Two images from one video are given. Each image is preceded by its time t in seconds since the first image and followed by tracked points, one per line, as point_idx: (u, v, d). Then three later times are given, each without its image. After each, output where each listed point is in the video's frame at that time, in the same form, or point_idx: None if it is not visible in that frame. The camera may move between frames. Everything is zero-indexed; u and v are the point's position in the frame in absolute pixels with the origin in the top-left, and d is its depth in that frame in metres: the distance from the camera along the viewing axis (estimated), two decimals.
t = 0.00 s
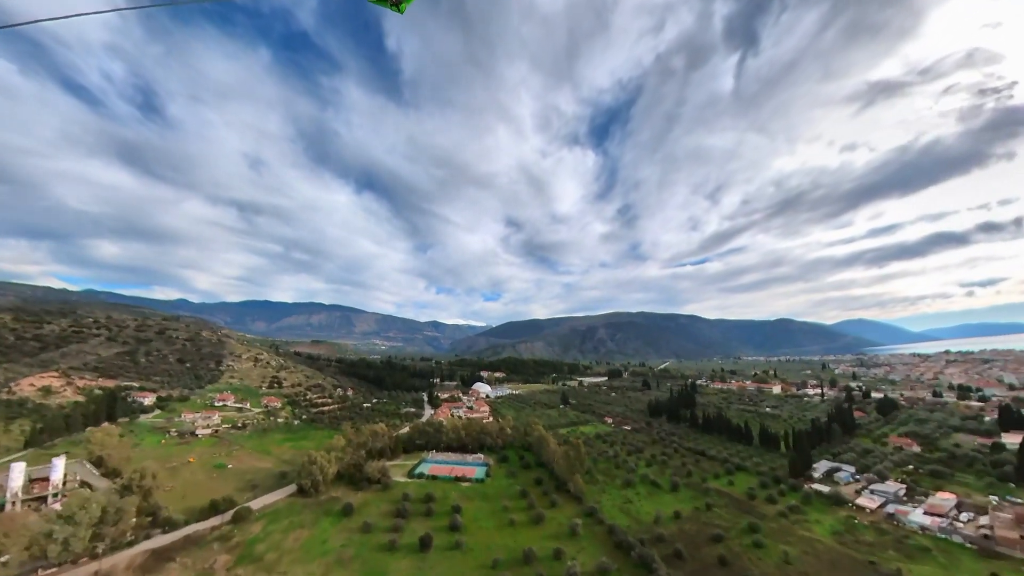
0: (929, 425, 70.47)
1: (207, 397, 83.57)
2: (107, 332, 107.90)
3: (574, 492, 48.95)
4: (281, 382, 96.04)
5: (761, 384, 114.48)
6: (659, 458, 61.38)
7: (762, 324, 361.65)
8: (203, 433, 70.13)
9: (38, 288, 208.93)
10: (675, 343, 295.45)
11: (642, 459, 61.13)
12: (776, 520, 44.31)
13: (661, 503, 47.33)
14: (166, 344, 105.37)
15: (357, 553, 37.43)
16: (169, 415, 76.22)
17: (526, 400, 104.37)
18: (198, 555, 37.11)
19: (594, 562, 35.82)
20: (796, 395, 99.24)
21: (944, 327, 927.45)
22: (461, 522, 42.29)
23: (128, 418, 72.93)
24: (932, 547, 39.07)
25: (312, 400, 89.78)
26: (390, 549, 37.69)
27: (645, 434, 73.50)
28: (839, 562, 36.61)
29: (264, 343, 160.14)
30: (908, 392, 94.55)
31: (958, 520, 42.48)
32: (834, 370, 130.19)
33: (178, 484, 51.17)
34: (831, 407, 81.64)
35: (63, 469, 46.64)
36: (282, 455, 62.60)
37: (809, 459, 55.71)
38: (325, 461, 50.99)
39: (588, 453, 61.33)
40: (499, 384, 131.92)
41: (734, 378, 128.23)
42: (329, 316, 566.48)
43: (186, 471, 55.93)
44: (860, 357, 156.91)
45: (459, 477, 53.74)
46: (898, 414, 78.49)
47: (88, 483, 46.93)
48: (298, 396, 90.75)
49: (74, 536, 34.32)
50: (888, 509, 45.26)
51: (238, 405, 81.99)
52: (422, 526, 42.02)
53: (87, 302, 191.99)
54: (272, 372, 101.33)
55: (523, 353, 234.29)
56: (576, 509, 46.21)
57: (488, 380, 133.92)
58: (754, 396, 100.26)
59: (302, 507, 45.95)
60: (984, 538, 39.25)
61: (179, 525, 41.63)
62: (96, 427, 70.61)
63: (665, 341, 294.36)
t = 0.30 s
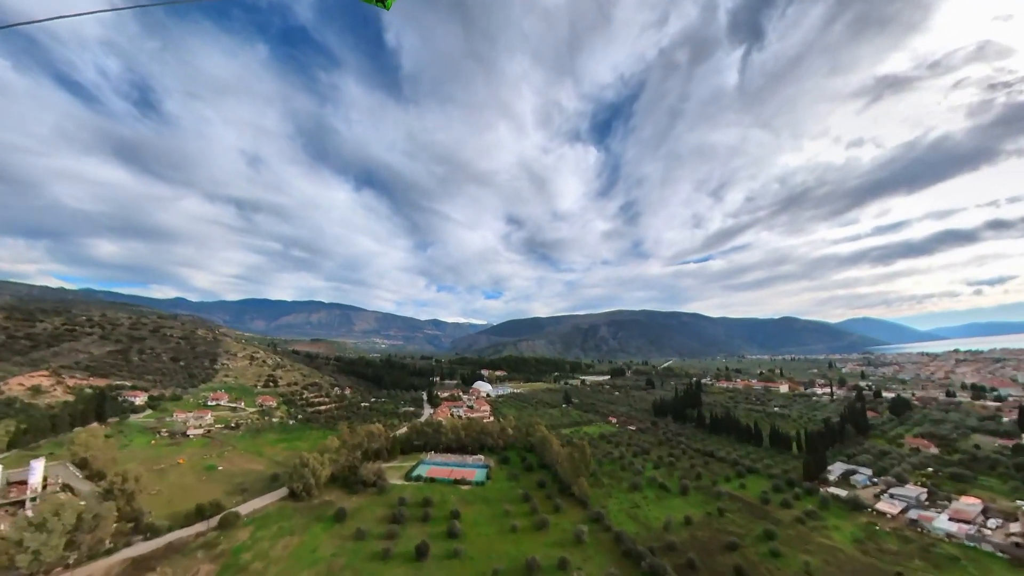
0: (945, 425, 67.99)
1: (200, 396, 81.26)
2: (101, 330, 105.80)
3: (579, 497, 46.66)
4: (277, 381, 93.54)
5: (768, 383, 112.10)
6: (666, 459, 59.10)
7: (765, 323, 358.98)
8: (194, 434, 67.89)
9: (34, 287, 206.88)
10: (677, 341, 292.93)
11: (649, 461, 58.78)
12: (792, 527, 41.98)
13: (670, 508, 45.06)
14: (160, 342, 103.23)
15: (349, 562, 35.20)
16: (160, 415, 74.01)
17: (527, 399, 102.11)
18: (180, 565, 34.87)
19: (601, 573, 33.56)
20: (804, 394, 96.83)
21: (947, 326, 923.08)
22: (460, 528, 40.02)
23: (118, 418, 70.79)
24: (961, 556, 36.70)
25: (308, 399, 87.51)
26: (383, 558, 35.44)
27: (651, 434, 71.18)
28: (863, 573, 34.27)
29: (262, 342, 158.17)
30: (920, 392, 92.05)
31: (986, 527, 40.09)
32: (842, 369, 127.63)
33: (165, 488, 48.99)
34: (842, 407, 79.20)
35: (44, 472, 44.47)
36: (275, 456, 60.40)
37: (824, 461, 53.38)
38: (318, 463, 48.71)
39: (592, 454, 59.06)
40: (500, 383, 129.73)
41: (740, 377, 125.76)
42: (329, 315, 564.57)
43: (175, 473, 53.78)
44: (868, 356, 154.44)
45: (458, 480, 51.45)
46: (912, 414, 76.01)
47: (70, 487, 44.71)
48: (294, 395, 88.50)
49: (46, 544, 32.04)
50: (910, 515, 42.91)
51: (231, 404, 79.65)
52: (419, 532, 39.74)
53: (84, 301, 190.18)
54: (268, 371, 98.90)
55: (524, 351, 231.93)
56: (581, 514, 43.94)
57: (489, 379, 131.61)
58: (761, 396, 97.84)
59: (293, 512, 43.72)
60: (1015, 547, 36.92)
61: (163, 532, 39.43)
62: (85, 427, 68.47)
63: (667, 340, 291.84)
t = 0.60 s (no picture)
0: (962, 426, 65.58)
1: (193, 396, 78.91)
2: (94, 329, 103.73)
3: (585, 501, 44.42)
4: (273, 379, 91.09)
5: (775, 382, 109.60)
6: (674, 461, 56.91)
7: (769, 321, 356.01)
8: (186, 434, 65.71)
9: (31, 286, 204.83)
10: (680, 340, 290.29)
11: (656, 462, 56.52)
12: (810, 534, 39.73)
13: (680, 513, 42.86)
14: (154, 340, 101.07)
15: (340, 572, 32.97)
16: (151, 415, 71.80)
17: (529, 398, 99.76)
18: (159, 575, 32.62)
19: None
20: (813, 393, 94.39)
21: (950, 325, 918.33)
22: (459, 535, 37.78)
23: (108, 419, 68.65)
24: (993, 566, 34.43)
25: (305, 398, 85.24)
26: (377, 568, 33.17)
27: (657, 435, 68.87)
28: None
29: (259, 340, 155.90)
30: (932, 392, 89.59)
31: (1017, 535, 37.75)
32: (849, 368, 125.03)
33: (150, 492, 46.80)
34: (854, 407, 76.73)
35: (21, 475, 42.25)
36: (268, 457, 58.19)
37: (839, 463, 51.16)
38: (310, 466, 46.50)
39: (597, 456, 56.83)
40: (501, 382, 127.40)
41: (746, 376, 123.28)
42: (329, 313, 562.71)
43: (162, 476, 51.61)
44: (875, 355, 151.72)
45: (457, 484, 49.24)
46: (927, 414, 73.54)
47: (49, 491, 42.50)
48: (290, 394, 86.26)
49: (14, 554, 29.76)
50: (935, 521, 40.61)
51: (225, 404, 77.37)
52: (415, 540, 37.49)
53: (81, 300, 188.13)
54: (265, 369, 96.53)
55: (525, 350, 229.28)
56: (587, 520, 41.72)
57: (490, 378, 129.27)
58: (769, 395, 95.40)
59: (283, 517, 41.52)
60: None
61: (144, 539, 37.23)
62: (73, 427, 66.37)
63: (670, 338, 289.11)
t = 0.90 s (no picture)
0: (982, 427, 63.01)
1: (185, 395, 76.67)
2: (87, 327, 101.56)
3: (590, 507, 42.18)
4: (268, 378, 88.82)
5: (782, 381, 106.99)
6: (682, 463, 54.64)
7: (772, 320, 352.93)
8: (177, 435, 63.53)
9: (27, 285, 202.79)
10: (683, 338, 287.57)
11: (664, 465, 54.21)
12: (831, 543, 37.38)
13: (692, 520, 40.63)
14: (148, 339, 98.88)
15: None
16: (142, 415, 69.60)
17: (531, 398, 97.43)
18: None
19: None
20: (822, 393, 91.87)
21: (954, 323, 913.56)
22: (458, 544, 35.52)
23: (96, 419, 66.51)
24: None
25: (301, 398, 83.00)
26: None
27: (664, 436, 66.58)
28: None
29: (257, 339, 153.68)
30: (946, 391, 86.98)
31: None
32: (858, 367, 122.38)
33: (134, 497, 44.62)
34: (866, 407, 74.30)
35: None
36: (260, 460, 55.99)
37: (857, 467, 48.79)
38: (302, 469, 44.24)
39: (603, 458, 54.54)
40: (502, 380, 125.11)
41: (752, 375, 120.78)
42: (330, 312, 560.98)
43: (149, 479, 49.44)
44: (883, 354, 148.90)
45: (456, 488, 47.04)
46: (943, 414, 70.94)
47: (26, 497, 40.34)
48: (286, 393, 84.03)
49: None
50: (963, 529, 38.19)
51: (219, 404, 75.15)
52: (411, 549, 35.23)
53: (78, 299, 186.28)
54: (260, 368, 94.23)
55: (526, 349, 226.76)
56: (593, 527, 39.45)
57: (491, 376, 127.01)
58: (777, 394, 92.95)
59: (273, 524, 39.34)
60: None
61: (123, 548, 35.05)
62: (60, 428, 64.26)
63: (673, 337, 286.50)
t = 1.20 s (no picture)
0: (1003, 428, 60.46)
1: (177, 394, 74.41)
2: (80, 326, 99.41)
3: (597, 513, 39.90)
4: (264, 376, 86.57)
5: (790, 380, 104.48)
6: (692, 466, 52.31)
7: (776, 318, 350.04)
8: (167, 436, 61.28)
9: (23, 283, 200.62)
10: (686, 337, 284.98)
11: (673, 468, 51.89)
12: (855, 553, 35.05)
13: (705, 528, 38.29)
14: (141, 337, 96.71)
15: None
16: (132, 415, 67.35)
17: (533, 397, 95.16)
18: None
19: None
20: (831, 392, 89.43)
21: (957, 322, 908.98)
22: (456, 554, 33.25)
23: (84, 419, 64.37)
24: None
25: (297, 397, 80.75)
26: None
27: (671, 437, 64.23)
28: None
29: (255, 338, 151.58)
30: (961, 391, 84.45)
31: None
32: (866, 366, 119.72)
33: (116, 503, 42.36)
34: (880, 407, 71.81)
35: None
36: (252, 462, 53.80)
37: (877, 470, 46.34)
38: (292, 473, 41.93)
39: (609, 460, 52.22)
40: (503, 379, 122.82)
41: (758, 374, 118.34)
42: (330, 311, 559.14)
43: (134, 483, 47.21)
44: (891, 352, 146.12)
45: (455, 492, 44.79)
46: (960, 414, 68.40)
47: None
48: (281, 392, 81.78)
49: None
50: (996, 538, 35.73)
51: (211, 403, 72.89)
52: (407, 559, 32.98)
53: (75, 297, 184.52)
54: (256, 366, 91.93)
55: (528, 347, 224.48)
56: (601, 535, 37.14)
57: (492, 375, 124.75)
58: (785, 394, 90.51)
59: (260, 531, 37.10)
60: None
61: (98, 560, 32.84)
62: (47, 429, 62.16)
63: (676, 335, 283.92)
